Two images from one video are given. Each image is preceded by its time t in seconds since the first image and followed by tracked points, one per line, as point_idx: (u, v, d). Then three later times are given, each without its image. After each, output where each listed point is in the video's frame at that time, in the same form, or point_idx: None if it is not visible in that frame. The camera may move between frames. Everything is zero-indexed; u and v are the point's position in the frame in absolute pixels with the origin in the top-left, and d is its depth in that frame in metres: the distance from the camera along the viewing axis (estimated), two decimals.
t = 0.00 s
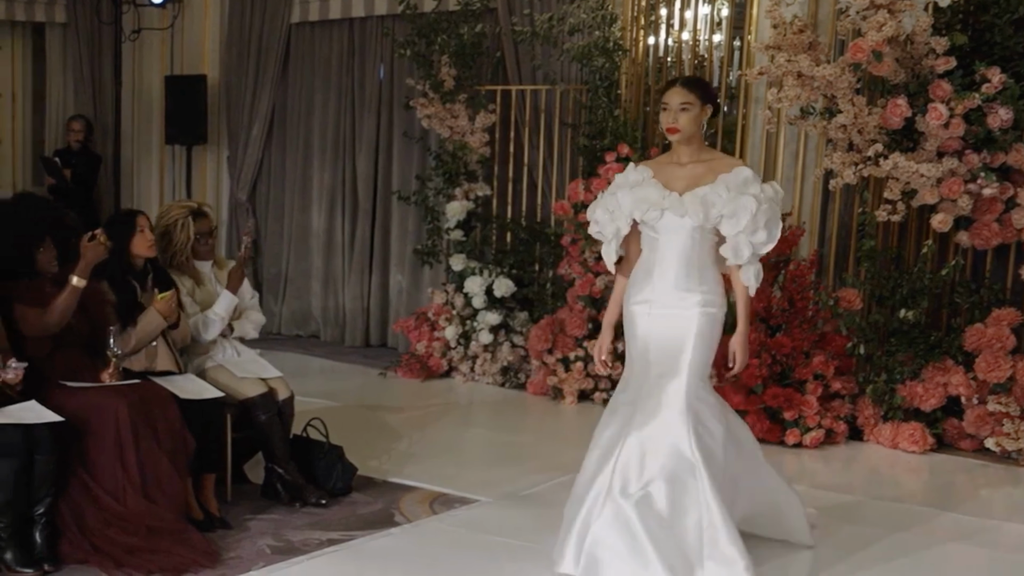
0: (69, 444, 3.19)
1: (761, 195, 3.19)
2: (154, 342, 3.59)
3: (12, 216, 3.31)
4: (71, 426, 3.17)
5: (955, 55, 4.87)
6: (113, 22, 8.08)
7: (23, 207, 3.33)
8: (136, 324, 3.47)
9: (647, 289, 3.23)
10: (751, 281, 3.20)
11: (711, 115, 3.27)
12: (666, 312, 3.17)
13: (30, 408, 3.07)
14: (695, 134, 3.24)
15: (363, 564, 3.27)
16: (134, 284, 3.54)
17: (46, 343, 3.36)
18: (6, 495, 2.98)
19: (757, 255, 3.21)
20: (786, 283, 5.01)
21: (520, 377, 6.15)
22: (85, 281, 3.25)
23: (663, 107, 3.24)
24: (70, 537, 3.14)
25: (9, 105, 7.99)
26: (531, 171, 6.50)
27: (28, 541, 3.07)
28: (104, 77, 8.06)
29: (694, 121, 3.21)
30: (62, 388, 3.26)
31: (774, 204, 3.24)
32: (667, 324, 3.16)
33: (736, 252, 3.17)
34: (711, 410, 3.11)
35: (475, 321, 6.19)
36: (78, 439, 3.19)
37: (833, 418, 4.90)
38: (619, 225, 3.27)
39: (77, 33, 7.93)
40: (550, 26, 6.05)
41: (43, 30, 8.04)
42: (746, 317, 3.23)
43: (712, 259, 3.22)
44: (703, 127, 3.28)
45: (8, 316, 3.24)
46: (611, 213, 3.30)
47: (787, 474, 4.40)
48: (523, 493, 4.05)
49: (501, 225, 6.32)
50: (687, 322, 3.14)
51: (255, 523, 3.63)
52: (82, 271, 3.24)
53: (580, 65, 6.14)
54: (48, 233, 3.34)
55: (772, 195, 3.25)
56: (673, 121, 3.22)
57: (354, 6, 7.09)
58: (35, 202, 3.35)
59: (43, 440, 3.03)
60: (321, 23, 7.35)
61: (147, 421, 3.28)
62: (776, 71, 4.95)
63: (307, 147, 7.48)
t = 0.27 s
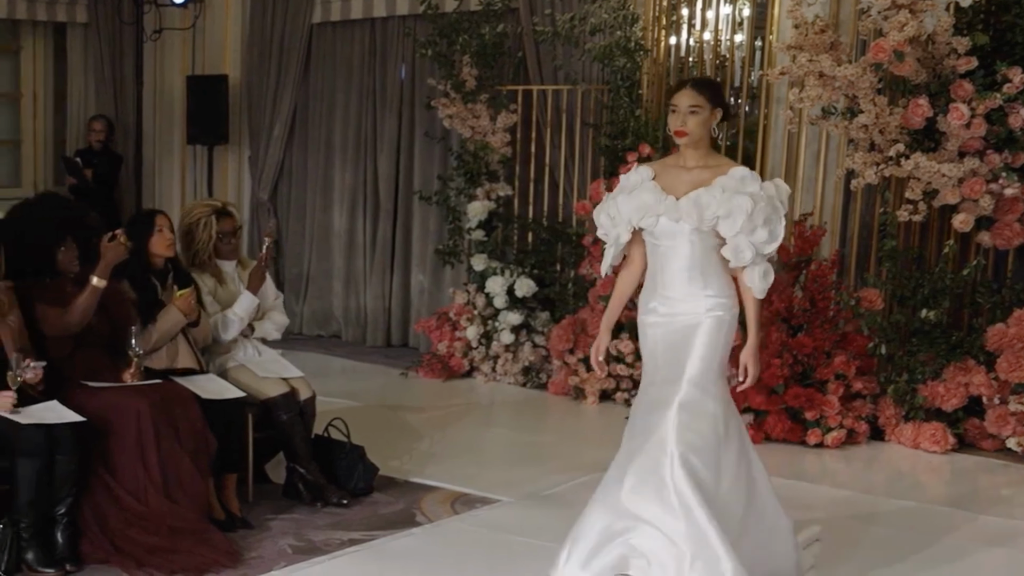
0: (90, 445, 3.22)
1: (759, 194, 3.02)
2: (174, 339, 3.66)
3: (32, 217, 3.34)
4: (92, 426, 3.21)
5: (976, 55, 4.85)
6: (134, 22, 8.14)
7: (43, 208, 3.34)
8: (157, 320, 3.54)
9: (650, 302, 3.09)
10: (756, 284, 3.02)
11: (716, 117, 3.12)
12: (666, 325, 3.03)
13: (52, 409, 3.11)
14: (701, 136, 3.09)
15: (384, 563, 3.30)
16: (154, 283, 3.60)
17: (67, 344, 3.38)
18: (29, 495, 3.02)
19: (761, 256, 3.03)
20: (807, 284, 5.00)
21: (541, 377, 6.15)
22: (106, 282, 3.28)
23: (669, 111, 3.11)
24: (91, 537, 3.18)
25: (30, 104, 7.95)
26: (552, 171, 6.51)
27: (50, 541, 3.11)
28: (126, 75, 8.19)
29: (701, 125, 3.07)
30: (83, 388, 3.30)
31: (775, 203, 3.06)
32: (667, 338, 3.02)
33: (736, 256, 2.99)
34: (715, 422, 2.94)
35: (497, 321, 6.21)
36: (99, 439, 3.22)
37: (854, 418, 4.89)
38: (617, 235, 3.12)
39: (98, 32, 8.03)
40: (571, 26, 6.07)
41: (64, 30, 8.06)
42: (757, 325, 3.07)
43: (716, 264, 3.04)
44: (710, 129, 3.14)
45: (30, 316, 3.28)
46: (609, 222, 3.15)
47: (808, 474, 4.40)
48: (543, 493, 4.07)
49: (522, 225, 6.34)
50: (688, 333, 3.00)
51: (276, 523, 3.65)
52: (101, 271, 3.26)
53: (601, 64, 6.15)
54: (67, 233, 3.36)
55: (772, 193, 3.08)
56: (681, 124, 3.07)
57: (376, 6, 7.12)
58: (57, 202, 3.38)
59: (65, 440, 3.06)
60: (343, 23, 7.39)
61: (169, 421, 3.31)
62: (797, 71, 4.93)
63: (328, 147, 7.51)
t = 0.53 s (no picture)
0: (116, 445, 3.30)
1: (764, 207, 2.97)
2: (199, 338, 3.71)
3: (59, 218, 3.47)
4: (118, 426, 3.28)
5: (1002, 55, 4.82)
6: (159, 23, 8.15)
7: (68, 209, 3.48)
8: (182, 320, 3.60)
9: (648, 314, 3.06)
10: (753, 301, 2.97)
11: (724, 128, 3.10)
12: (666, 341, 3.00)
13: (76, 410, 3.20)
14: (709, 145, 3.07)
15: (408, 564, 3.34)
16: (179, 282, 3.66)
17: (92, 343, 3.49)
18: (54, 495, 3.10)
19: (761, 273, 2.98)
20: (833, 284, 4.97)
21: (567, 377, 6.16)
22: (128, 283, 3.36)
23: (677, 117, 3.09)
24: (117, 536, 3.25)
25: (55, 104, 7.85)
26: (577, 171, 6.51)
27: (76, 541, 3.19)
28: (151, 76, 8.18)
29: (708, 133, 3.06)
30: (109, 388, 3.39)
31: (780, 219, 3.01)
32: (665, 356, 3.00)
33: (737, 267, 2.95)
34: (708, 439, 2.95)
35: (522, 321, 6.23)
36: (124, 439, 3.30)
37: (880, 418, 4.88)
38: (617, 243, 3.08)
39: (123, 33, 8.03)
40: (597, 26, 6.06)
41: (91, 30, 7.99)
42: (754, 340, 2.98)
43: (714, 277, 3.01)
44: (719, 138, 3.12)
45: (54, 315, 3.39)
46: (606, 232, 3.10)
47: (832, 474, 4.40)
48: (568, 493, 4.08)
49: (548, 224, 6.34)
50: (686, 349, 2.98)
51: (302, 523, 3.70)
52: (124, 272, 3.35)
53: (626, 64, 6.15)
54: (93, 234, 3.47)
55: (778, 208, 3.02)
56: (687, 131, 3.06)
57: (401, 6, 7.14)
58: (84, 202, 3.51)
59: (90, 440, 3.14)
60: (369, 23, 7.41)
61: (195, 420, 3.37)
62: (823, 71, 4.91)
63: (354, 147, 7.54)
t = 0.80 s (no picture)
0: (150, 445, 3.36)
1: (769, 200, 2.84)
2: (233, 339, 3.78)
3: (93, 220, 3.53)
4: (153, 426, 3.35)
5: None
6: (193, 23, 8.10)
7: (101, 211, 3.54)
8: (215, 319, 3.67)
9: (650, 309, 2.97)
10: (761, 297, 2.83)
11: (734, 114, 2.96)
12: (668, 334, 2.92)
13: (109, 410, 3.27)
14: (715, 135, 2.94)
15: (440, 565, 3.38)
16: (212, 282, 3.74)
17: (124, 343, 3.55)
18: (88, 495, 3.16)
19: (767, 269, 2.84)
20: (867, 284, 4.93)
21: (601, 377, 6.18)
22: (156, 283, 3.44)
23: (682, 105, 2.94)
24: (152, 537, 3.32)
25: (90, 103, 7.86)
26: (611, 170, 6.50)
27: (110, 541, 3.25)
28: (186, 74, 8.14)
29: (714, 121, 2.91)
30: (143, 388, 3.46)
31: (787, 212, 2.87)
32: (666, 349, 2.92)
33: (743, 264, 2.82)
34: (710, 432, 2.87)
35: (556, 321, 6.25)
36: (158, 439, 3.36)
37: (914, 418, 4.87)
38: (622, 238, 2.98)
39: (158, 34, 7.96)
40: (631, 26, 6.05)
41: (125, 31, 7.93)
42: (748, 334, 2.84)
43: (717, 273, 2.91)
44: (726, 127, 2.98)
45: (88, 315, 3.49)
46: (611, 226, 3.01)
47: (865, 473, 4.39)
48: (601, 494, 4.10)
49: (582, 224, 6.35)
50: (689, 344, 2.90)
51: (336, 523, 3.74)
52: (153, 272, 3.42)
53: (660, 64, 6.13)
54: (127, 233, 3.54)
55: (785, 200, 2.89)
56: (692, 121, 2.92)
57: (435, 6, 7.16)
58: (117, 202, 3.57)
59: (124, 440, 3.21)
60: (404, 23, 7.44)
61: (229, 421, 3.45)
62: (857, 71, 4.89)
63: (388, 147, 7.56)
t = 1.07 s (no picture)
0: (183, 446, 3.42)
1: (785, 204, 2.82)
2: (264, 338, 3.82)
3: (125, 220, 3.62)
4: (187, 427, 3.41)
5: None
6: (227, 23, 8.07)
7: (132, 211, 3.62)
8: (247, 319, 3.72)
9: (656, 313, 2.97)
10: (782, 304, 2.90)
11: (739, 115, 2.93)
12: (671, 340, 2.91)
13: (142, 410, 3.33)
14: (721, 136, 2.91)
15: (472, 565, 3.41)
16: (245, 282, 3.82)
17: (156, 343, 3.62)
18: (120, 495, 3.22)
19: (787, 276, 2.85)
20: (900, 284, 4.91)
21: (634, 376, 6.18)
22: (185, 285, 3.51)
23: (687, 106, 2.91)
24: (184, 537, 3.36)
25: (122, 103, 7.85)
26: (644, 170, 6.51)
27: (142, 541, 3.30)
28: (218, 72, 8.12)
29: (721, 123, 2.88)
30: (176, 388, 3.52)
31: (804, 215, 2.85)
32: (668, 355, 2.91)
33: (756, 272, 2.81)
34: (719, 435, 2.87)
35: (589, 321, 6.26)
36: (191, 440, 3.42)
37: (947, 418, 4.85)
38: (634, 240, 2.98)
39: (191, 34, 7.97)
40: (663, 26, 6.04)
41: (157, 31, 7.96)
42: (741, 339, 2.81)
43: (729, 278, 2.91)
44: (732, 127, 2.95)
45: (120, 314, 3.56)
46: (623, 226, 3.00)
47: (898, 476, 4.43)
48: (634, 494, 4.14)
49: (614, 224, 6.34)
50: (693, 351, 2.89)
51: (369, 522, 3.78)
52: (181, 274, 3.49)
53: (692, 64, 6.12)
54: (158, 233, 3.62)
55: (801, 203, 2.87)
56: (696, 123, 2.89)
57: (468, 6, 7.19)
58: (148, 202, 3.65)
59: (156, 440, 3.26)
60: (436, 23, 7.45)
61: (261, 421, 3.51)
62: (889, 71, 4.87)
63: (420, 148, 7.59)
